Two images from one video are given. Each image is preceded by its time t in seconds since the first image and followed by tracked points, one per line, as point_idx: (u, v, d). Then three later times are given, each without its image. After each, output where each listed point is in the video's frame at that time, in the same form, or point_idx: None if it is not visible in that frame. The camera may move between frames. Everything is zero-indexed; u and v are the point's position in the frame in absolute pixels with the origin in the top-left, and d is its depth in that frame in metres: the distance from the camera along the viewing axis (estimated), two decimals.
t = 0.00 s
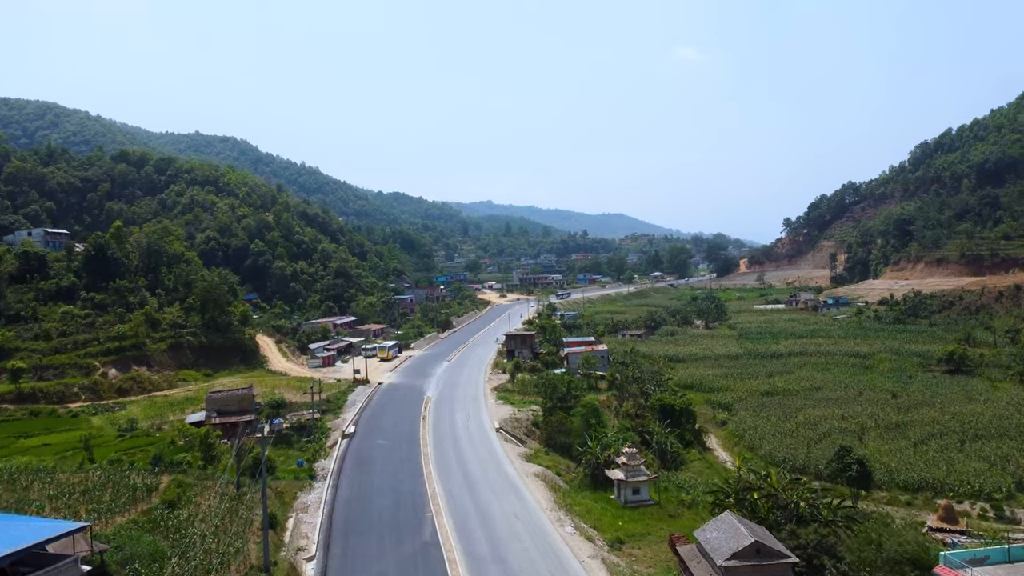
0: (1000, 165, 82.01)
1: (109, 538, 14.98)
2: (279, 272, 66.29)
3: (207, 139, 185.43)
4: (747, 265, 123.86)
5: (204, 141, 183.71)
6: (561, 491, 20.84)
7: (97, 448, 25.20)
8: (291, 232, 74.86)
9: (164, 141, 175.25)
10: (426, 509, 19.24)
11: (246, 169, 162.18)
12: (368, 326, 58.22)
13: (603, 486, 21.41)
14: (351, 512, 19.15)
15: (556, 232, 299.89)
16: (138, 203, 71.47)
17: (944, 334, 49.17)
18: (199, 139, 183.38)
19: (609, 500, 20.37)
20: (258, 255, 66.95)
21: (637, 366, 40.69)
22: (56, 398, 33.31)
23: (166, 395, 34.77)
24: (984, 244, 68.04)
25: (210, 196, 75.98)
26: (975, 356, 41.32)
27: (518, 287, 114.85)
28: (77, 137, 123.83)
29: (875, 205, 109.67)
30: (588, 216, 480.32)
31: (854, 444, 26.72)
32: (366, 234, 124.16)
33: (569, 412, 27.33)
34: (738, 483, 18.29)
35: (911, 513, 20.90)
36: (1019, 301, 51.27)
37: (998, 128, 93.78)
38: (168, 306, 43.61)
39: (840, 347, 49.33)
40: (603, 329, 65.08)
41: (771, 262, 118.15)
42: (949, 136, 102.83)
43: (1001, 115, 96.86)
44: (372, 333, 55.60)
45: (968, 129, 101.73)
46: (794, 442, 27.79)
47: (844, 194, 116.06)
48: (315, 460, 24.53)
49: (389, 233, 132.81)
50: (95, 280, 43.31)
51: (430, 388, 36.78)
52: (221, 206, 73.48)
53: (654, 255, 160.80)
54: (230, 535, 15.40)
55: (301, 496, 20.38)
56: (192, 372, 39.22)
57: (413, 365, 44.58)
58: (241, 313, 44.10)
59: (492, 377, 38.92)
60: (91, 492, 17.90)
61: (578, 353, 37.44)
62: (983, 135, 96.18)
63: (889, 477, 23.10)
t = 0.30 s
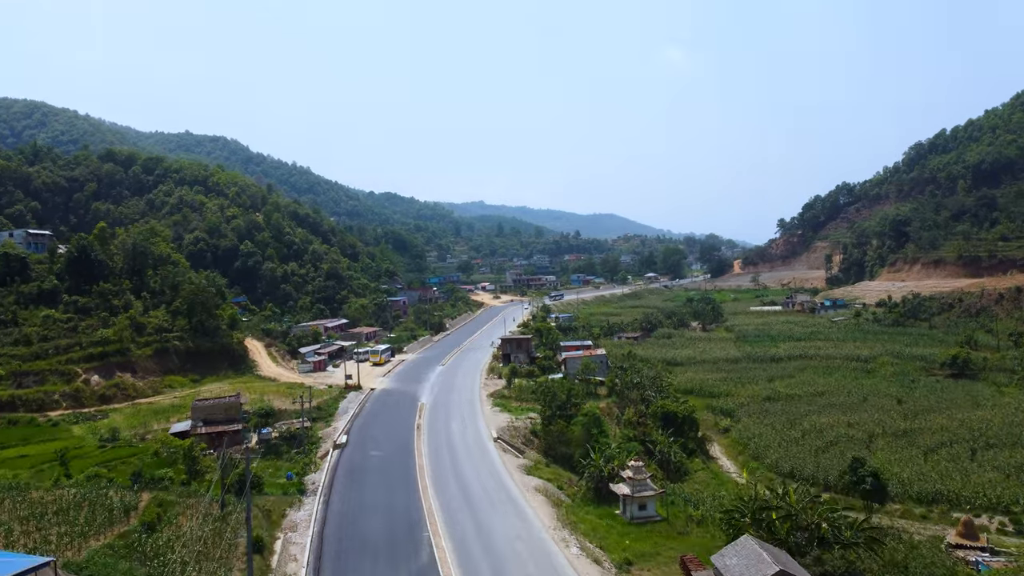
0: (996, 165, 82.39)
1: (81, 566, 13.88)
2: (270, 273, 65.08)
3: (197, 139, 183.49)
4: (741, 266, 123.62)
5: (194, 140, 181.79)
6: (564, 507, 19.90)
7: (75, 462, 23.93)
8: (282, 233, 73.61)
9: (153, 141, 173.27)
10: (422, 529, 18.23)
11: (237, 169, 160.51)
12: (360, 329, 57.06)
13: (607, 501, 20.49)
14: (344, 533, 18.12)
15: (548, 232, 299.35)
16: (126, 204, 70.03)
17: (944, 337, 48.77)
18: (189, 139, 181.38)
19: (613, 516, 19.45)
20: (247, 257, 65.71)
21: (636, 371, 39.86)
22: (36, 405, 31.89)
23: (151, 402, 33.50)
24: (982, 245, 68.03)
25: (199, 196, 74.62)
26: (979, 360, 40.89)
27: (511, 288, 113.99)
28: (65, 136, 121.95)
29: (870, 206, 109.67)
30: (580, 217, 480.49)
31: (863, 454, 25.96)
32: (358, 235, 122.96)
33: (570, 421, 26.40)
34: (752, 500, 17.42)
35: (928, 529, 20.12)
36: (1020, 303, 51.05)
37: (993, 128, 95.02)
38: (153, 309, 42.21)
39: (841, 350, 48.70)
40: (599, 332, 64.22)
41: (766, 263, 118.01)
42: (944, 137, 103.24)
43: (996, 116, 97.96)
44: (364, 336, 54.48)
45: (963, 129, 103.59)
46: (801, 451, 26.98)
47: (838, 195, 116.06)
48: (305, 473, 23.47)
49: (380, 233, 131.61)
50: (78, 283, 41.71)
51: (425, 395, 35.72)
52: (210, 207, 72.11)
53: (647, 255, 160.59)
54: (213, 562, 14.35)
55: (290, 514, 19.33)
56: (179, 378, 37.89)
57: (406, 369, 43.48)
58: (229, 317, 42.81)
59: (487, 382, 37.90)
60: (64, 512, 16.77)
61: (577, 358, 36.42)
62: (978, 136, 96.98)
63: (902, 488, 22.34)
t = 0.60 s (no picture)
0: (993, 166, 82.31)
1: None
2: (260, 275, 63.83)
3: (188, 139, 181.45)
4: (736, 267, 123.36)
5: (184, 140, 179.73)
6: (569, 525, 18.86)
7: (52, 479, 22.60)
8: (273, 234, 72.28)
9: (143, 141, 171.11)
10: (420, 552, 17.17)
11: (228, 169, 158.67)
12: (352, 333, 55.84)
13: (614, 518, 19.47)
14: (337, 556, 17.02)
15: (541, 233, 298.70)
16: (114, 204, 68.50)
17: (947, 340, 48.21)
18: (179, 139, 179.24)
19: (622, 535, 18.40)
20: (237, 258, 64.38)
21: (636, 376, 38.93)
22: (14, 415, 30.35)
23: (135, 411, 32.12)
24: (980, 247, 67.93)
25: (188, 196, 73.18)
26: (985, 365, 40.30)
27: (505, 289, 113.11)
28: (52, 135, 119.95)
29: (865, 207, 109.43)
30: (573, 218, 480.64)
31: (876, 466, 25.09)
32: (351, 236, 121.69)
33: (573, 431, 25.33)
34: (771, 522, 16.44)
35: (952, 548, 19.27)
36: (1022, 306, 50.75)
37: (989, 128, 95.29)
38: (139, 313, 40.76)
39: (843, 354, 47.98)
40: (596, 335, 63.31)
41: (761, 264, 117.82)
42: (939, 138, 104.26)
43: (992, 117, 98.31)
44: (356, 340, 53.25)
45: (959, 130, 104.00)
46: (811, 462, 26.07)
47: (833, 196, 115.97)
48: (295, 488, 22.33)
49: (373, 234, 130.29)
50: (60, 286, 40.20)
51: (420, 402, 34.59)
52: (200, 207, 70.68)
53: (641, 257, 160.28)
54: None
55: (279, 534, 18.22)
56: (165, 385, 36.52)
57: (399, 375, 42.36)
58: (217, 322, 41.56)
59: (484, 388, 36.81)
60: (34, 537, 15.56)
61: (576, 364, 35.33)
62: (974, 137, 97.31)
63: (919, 502, 21.50)
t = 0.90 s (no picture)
0: (991, 167, 82.01)
1: None
2: (252, 277, 62.76)
3: (180, 138, 179.63)
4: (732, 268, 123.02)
5: (176, 140, 177.91)
6: (575, 544, 17.94)
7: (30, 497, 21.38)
8: (265, 235, 71.03)
9: (134, 140, 169.19)
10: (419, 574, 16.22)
11: (220, 169, 157.07)
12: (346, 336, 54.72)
13: (623, 536, 18.57)
14: None
15: (535, 233, 298.04)
16: (103, 205, 67.15)
17: (951, 344, 47.60)
18: (171, 139, 177.43)
19: (632, 555, 17.52)
20: (229, 259, 63.17)
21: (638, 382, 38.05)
22: None
23: (121, 420, 30.84)
24: (980, 249, 67.76)
25: (179, 197, 71.89)
26: (992, 369, 39.69)
27: (500, 290, 112.20)
28: (41, 134, 118.16)
29: (862, 208, 109.14)
30: (567, 218, 480.51)
31: (889, 477, 24.27)
32: (344, 236, 120.52)
33: (576, 443, 24.36)
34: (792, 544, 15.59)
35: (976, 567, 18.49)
36: None
37: (987, 129, 95.31)
38: (126, 317, 39.44)
39: (845, 357, 47.24)
40: (594, 338, 62.43)
41: (757, 265, 117.52)
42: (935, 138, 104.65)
43: (989, 117, 98.33)
44: (350, 344, 52.13)
45: (956, 130, 103.99)
46: (822, 472, 25.19)
47: (830, 196, 115.70)
48: (287, 504, 21.23)
49: (366, 235, 129.06)
50: (44, 289, 38.84)
51: (416, 410, 33.49)
52: (191, 208, 69.37)
53: (636, 257, 159.96)
54: None
55: (269, 556, 17.20)
56: (152, 392, 35.23)
57: (394, 380, 41.28)
58: (207, 326, 40.43)
59: (482, 395, 35.75)
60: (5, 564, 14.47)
61: (577, 370, 34.35)
62: (971, 138, 97.41)
63: (938, 516, 20.70)
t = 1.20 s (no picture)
0: (991, 168, 81.57)
1: None
2: (244, 279, 61.50)
3: (172, 138, 177.86)
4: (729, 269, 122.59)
5: (169, 140, 176.15)
6: (586, 568, 16.94)
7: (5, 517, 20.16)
8: (258, 236, 69.75)
9: (126, 140, 167.37)
10: None
11: (213, 169, 155.39)
12: (341, 340, 53.56)
13: (636, 560, 17.62)
14: None
15: (530, 234, 297.16)
16: (93, 205, 65.80)
17: (957, 348, 46.93)
18: (163, 139, 175.52)
19: None
20: (221, 261, 61.94)
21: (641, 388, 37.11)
22: None
23: (106, 430, 29.58)
24: (982, 250, 67.47)
25: (170, 197, 70.56)
26: (1001, 374, 38.96)
27: (496, 292, 111.24)
28: (31, 134, 116.43)
29: (860, 209, 108.72)
30: (561, 219, 480.06)
31: (907, 491, 23.40)
32: (338, 237, 119.26)
33: (583, 455, 23.42)
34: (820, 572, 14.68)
35: None
36: None
37: (985, 130, 95.17)
38: (113, 322, 38.16)
39: (850, 361, 46.46)
40: (592, 341, 61.49)
41: (754, 266, 117.16)
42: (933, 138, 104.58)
43: (987, 118, 98.20)
44: (345, 348, 50.94)
45: (954, 131, 103.85)
46: (837, 485, 24.28)
47: (828, 197, 115.23)
48: (279, 524, 20.08)
49: (360, 236, 127.78)
50: (29, 293, 37.55)
51: (413, 418, 32.40)
52: (182, 209, 68.06)
53: (633, 258, 159.34)
54: None
55: None
56: (140, 401, 33.98)
57: (391, 387, 40.14)
58: (198, 331, 39.15)
59: (482, 402, 34.66)
60: None
61: (580, 376, 33.29)
62: (969, 138, 97.29)
63: (963, 533, 19.87)
